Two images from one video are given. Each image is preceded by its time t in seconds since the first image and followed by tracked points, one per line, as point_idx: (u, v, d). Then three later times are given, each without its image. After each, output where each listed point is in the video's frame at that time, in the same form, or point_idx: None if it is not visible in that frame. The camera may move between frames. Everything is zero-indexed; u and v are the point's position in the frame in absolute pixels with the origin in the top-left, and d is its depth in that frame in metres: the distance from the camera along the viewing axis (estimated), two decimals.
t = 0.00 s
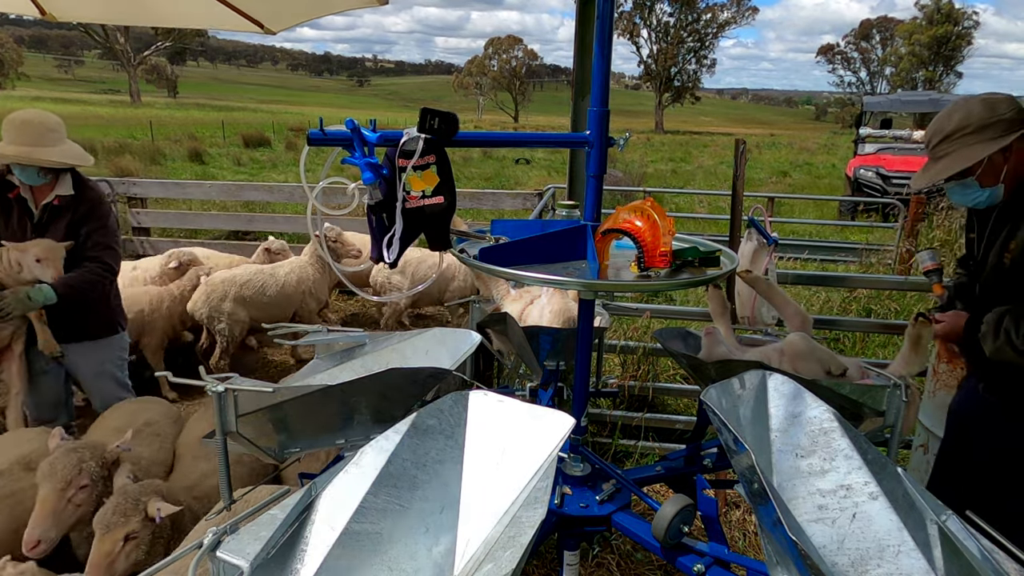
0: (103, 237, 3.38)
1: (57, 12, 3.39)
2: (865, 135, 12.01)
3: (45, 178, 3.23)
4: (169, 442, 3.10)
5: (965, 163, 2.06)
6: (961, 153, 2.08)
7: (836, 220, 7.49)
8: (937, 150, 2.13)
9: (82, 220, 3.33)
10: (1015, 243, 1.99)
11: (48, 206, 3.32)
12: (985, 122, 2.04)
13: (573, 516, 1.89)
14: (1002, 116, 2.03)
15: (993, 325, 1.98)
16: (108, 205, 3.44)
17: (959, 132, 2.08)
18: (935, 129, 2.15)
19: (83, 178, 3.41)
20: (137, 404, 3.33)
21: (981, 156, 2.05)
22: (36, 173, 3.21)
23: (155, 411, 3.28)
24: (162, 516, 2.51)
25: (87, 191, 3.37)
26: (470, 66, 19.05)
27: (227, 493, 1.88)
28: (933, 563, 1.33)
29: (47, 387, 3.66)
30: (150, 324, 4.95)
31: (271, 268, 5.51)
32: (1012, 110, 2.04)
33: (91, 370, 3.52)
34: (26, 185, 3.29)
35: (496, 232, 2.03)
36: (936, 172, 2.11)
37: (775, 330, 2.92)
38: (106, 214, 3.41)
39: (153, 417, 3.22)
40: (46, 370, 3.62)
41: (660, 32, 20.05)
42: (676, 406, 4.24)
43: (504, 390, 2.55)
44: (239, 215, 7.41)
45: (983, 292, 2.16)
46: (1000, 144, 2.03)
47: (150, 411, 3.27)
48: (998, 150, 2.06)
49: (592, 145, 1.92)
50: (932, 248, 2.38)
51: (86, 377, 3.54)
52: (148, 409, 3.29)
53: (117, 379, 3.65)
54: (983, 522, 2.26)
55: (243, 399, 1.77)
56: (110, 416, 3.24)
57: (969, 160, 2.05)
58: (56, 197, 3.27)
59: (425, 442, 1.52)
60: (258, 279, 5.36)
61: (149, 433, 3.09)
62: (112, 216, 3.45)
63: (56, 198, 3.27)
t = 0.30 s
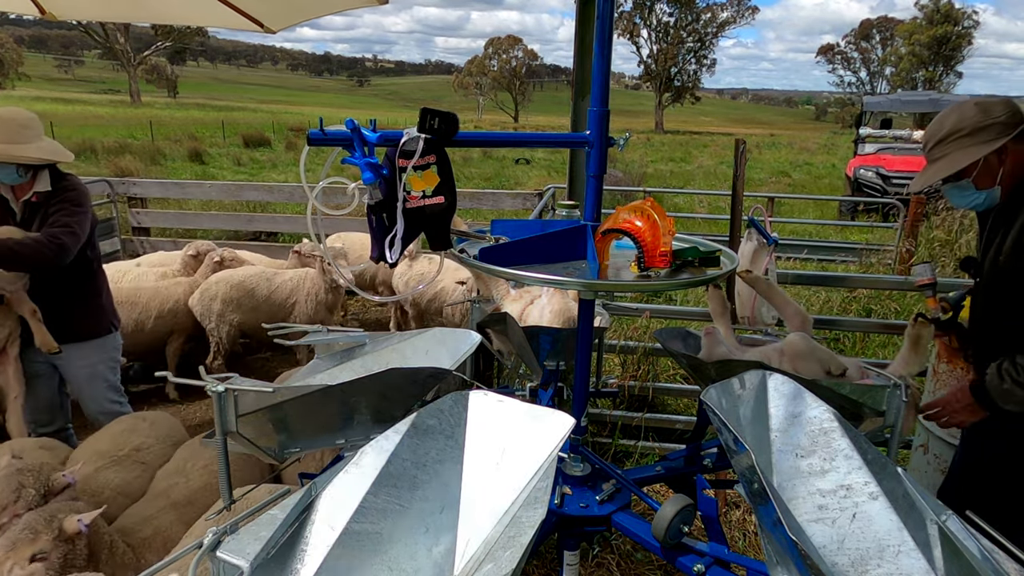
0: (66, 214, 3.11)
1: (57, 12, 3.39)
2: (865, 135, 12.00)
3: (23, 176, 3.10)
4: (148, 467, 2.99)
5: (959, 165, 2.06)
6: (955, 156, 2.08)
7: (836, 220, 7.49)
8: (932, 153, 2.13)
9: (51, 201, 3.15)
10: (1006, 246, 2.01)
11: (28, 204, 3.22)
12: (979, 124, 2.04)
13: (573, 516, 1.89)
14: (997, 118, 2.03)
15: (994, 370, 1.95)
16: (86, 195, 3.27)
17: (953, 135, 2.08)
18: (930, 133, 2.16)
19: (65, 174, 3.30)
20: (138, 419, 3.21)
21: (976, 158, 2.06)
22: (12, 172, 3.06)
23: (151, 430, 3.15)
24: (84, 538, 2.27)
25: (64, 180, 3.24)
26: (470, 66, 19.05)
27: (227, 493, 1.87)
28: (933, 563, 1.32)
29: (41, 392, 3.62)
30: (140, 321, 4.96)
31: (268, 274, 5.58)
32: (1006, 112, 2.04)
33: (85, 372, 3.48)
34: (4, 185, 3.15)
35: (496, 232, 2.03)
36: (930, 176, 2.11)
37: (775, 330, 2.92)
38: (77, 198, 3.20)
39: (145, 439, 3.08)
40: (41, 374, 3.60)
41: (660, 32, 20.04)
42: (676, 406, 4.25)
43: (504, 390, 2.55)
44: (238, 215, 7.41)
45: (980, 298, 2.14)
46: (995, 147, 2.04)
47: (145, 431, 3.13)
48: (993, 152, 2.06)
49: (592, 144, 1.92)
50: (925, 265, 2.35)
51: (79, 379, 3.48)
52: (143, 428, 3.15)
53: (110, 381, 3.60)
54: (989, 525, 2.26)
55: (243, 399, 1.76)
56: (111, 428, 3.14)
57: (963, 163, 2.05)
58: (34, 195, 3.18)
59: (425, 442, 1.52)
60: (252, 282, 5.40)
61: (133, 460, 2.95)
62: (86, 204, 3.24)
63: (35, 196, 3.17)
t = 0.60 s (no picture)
0: (59, 218, 3.12)
1: (57, 12, 3.40)
2: (865, 136, 11.99)
3: (15, 176, 3.07)
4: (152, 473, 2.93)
5: (953, 172, 2.07)
6: (950, 163, 2.08)
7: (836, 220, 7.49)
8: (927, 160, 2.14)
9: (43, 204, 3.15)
10: (999, 252, 2.03)
11: (17, 205, 3.19)
12: (973, 132, 2.04)
13: (573, 516, 1.89)
14: (990, 125, 2.03)
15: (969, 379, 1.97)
16: (78, 197, 3.27)
17: (948, 142, 2.09)
18: (925, 140, 2.17)
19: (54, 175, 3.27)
20: (151, 426, 3.16)
21: (970, 165, 2.07)
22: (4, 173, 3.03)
23: (160, 441, 3.09)
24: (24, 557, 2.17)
25: (54, 181, 3.22)
26: (470, 66, 19.04)
27: (226, 493, 1.87)
28: (933, 563, 1.32)
29: (37, 396, 3.63)
30: (151, 315, 5.06)
31: (285, 280, 5.52)
32: (1001, 119, 2.03)
33: (83, 373, 3.48)
34: None
35: (497, 232, 2.03)
36: (925, 183, 2.13)
37: (775, 330, 2.92)
38: (70, 202, 3.20)
39: (150, 451, 3.02)
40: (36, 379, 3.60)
41: (660, 32, 20.02)
42: (676, 406, 4.25)
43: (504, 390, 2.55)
44: (238, 215, 7.41)
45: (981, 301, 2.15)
46: (988, 154, 2.04)
47: (153, 441, 3.07)
48: (988, 159, 2.06)
49: (592, 145, 1.92)
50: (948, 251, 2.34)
51: (77, 379, 3.47)
52: (152, 437, 3.09)
53: (108, 383, 3.59)
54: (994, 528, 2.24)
55: (243, 399, 1.76)
56: (124, 430, 3.11)
57: (957, 170, 2.06)
58: (24, 196, 3.14)
59: (425, 442, 1.52)
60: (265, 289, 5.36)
61: (131, 469, 2.89)
62: (79, 207, 3.24)
63: (25, 197, 3.14)
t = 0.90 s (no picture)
0: (87, 242, 3.20)
1: (57, 12, 3.39)
2: (865, 136, 11.98)
3: (24, 180, 3.10)
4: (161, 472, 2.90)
5: (959, 165, 2.06)
6: (954, 156, 2.09)
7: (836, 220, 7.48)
8: (933, 154, 2.14)
9: (63, 226, 3.19)
10: (1008, 248, 2.03)
11: (22, 209, 3.19)
12: (978, 126, 2.05)
13: (573, 516, 1.89)
14: (995, 120, 2.04)
15: (995, 334, 1.97)
16: (89, 205, 3.27)
17: (954, 136, 2.09)
18: (930, 134, 2.17)
19: (59, 178, 3.25)
20: (163, 425, 3.15)
21: (975, 159, 2.07)
22: (11, 177, 3.06)
23: (166, 440, 3.07)
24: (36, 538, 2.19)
25: (61, 189, 3.20)
26: (470, 66, 19.02)
27: (227, 493, 1.87)
28: (933, 564, 1.32)
29: (38, 399, 3.64)
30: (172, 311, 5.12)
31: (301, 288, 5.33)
32: (1005, 114, 2.05)
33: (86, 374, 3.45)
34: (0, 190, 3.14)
35: (496, 232, 2.03)
36: (929, 178, 2.12)
37: (775, 330, 2.92)
38: (87, 217, 3.23)
39: (156, 448, 3.00)
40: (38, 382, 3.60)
41: (660, 32, 20.00)
42: (676, 406, 4.25)
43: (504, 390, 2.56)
44: (238, 215, 7.40)
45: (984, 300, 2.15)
46: (993, 148, 2.04)
47: (160, 439, 3.06)
48: (992, 153, 2.07)
49: (592, 144, 1.92)
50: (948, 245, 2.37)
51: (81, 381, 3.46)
52: (158, 434, 3.08)
53: (114, 386, 3.56)
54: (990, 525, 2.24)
55: (243, 399, 1.76)
56: (128, 428, 3.10)
57: (962, 163, 2.06)
58: (31, 201, 3.14)
59: (425, 441, 1.52)
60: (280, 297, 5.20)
61: (133, 465, 2.88)
62: (94, 219, 3.26)
63: (32, 202, 3.13)
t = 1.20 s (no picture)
0: (113, 254, 3.23)
1: (57, 11, 3.39)
2: (865, 135, 11.96)
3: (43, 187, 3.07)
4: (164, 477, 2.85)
5: (959, 165, 2.06)
6: (955, 156, 2.08)
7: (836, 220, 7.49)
8: (934, 154, 2.14)
9: (89, 238, 3.21)
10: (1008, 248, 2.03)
11: (42, 214, 3.17)
12: (980, 127, 2.05)
13: (573, 516, 1.89)
14: (997, 121, 2.04)
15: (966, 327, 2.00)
16: (113, 217, 3.29)
17: (955, 136, 2.09)
18: (932, 134, 2.17)
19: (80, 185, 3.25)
20: (165, 431, 3.14)
21: (976, 160, 2.06)
22: (32, 182, 3.03)
23: (165, 445, 3.06)
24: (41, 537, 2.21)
25: (85, 198, 3.21)
26: (469, 66, 19.00)
27: (227, 493, 1.87)
28: (932, 564, 1.32)
29: (49, 401, 3.60)
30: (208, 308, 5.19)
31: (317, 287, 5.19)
32: (1007, 115, 2.04)
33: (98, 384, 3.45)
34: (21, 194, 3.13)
35: (496, 232, 2.03)
36: (930, 178, 2.12)
37: (775, 330, 2.92)
38: (113, 229, 3.26)
39: (154, 453, 2.98)
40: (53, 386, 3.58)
41: (660, 32, 19.99)
42: (676, 406, 4.25)
43: (504, 390, 2.56)
44: (238, 215, 7.40)
45: (986, 301, 2.14)
46: (994, 149, 2.04)
47: (159, 444, 3.04)
48: (993, 154, 2.06)
49: (592, 144, 1.92)
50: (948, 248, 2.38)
51: (92, 388, 3.45)
52: (157, 439, 3.07)
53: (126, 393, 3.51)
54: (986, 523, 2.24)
55: (243, 399, 1.76)
56: (126, 432, 3.09)
57: (964, 163, 2.06)
58: (52, 207, 3.12)
59: (425, 442, 1.52)
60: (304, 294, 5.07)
61: (132, 470, 2.86)
62: (120, 232, 3.30)
63: (53, 208, 3.12)
